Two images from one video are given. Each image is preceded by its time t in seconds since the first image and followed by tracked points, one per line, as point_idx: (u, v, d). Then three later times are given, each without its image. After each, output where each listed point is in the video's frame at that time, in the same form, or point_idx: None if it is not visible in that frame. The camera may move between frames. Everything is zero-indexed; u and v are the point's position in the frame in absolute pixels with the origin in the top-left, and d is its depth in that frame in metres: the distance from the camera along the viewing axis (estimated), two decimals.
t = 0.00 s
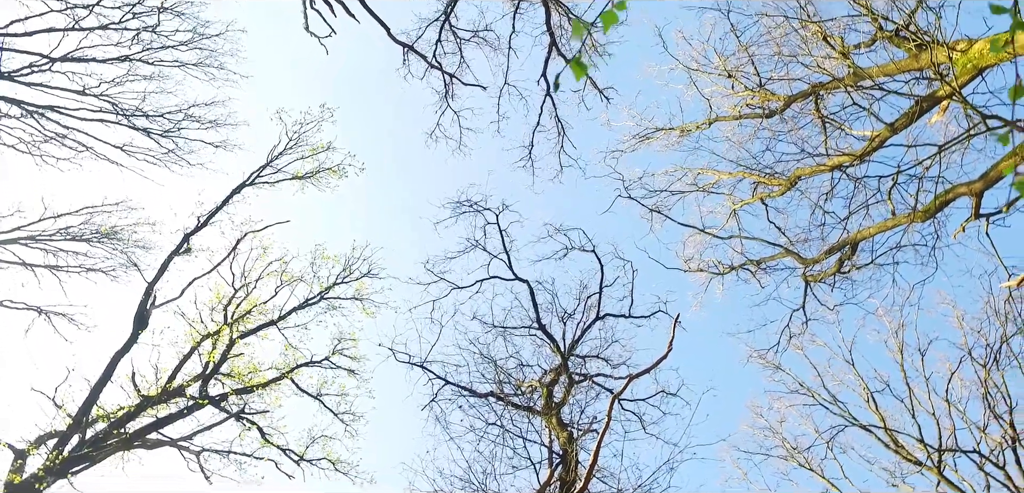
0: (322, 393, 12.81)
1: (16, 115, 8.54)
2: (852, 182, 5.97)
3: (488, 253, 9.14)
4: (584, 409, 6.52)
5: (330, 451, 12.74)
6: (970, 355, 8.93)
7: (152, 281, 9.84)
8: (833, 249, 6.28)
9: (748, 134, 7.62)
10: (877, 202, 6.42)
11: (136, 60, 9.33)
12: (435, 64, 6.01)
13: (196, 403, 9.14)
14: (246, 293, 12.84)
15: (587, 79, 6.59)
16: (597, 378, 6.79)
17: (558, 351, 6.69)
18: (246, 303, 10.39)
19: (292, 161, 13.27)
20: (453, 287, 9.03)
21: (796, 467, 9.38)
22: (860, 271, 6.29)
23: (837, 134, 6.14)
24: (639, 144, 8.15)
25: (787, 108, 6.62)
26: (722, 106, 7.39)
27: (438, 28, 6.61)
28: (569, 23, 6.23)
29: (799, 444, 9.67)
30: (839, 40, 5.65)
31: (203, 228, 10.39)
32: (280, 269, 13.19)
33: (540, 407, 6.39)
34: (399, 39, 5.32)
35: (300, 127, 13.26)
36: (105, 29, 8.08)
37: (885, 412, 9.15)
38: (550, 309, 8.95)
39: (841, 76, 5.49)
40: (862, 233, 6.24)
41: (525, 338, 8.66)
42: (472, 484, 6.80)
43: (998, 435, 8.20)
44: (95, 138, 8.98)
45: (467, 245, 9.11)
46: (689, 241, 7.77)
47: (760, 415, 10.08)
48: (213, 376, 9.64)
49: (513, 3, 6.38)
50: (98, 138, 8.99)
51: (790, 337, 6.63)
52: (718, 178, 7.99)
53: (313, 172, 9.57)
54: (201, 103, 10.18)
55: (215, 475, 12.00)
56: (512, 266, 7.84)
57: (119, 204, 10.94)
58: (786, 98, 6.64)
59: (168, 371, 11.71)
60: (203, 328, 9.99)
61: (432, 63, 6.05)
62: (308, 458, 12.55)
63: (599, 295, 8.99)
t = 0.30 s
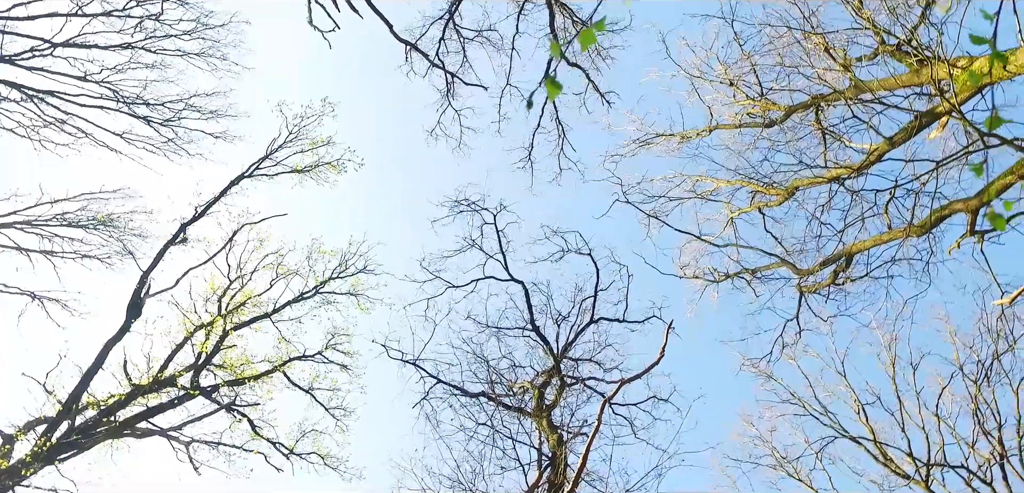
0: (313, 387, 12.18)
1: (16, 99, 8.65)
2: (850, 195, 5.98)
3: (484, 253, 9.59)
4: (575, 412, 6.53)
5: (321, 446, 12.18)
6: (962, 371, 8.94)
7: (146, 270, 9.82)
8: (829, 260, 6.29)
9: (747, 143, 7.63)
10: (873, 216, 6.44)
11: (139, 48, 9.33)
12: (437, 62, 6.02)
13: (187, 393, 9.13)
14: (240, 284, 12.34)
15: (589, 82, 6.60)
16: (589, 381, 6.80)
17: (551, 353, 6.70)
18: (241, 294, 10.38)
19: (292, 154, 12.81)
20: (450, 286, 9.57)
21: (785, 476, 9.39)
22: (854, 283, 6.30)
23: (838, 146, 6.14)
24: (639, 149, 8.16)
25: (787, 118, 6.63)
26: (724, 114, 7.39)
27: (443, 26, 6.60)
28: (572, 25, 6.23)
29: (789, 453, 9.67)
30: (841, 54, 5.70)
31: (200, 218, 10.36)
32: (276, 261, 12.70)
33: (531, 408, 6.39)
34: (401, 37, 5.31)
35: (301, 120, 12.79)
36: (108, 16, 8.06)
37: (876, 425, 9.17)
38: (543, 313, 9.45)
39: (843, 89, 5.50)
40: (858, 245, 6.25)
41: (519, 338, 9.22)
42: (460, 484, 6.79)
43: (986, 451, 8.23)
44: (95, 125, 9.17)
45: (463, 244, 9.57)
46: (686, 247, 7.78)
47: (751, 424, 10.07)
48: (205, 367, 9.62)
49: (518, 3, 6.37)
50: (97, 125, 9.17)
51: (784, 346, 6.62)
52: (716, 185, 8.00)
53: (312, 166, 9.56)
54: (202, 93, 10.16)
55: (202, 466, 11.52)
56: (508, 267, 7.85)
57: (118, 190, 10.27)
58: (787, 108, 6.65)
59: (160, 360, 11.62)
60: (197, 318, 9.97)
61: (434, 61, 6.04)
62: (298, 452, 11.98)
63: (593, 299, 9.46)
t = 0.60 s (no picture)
0: (305, 380, 12.07)
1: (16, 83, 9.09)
2: (848, 207, 5.99)
3: (479, 253, 9.11)
4: (566, 415, 6.52)
5: (311, 440, 12.11)
6: (953, 386, 8.96)
7: (142, 258, 9.80)
8: (824, 272, 6.30)
9: (747, 152, 7.63)
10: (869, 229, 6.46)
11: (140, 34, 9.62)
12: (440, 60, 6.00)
13: (178, 383, 9.11)
14: (235, 276, 12.33)
15: (592, 85, 6.59)
16: (581, 385, 6.80)
17: (543, 355, 6.70)
18: (236, 285, 10.37)
19: (292, 147, 12.84)
20: (443, 284, 9.09)
21: (773, 486, 9.40)
22: (848, 296, 6.31)
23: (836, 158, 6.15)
24: (639, 153, 8.16)
25: (787, 129, 6.65)
26: (724, 122, 7.40)
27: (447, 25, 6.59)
28: (576, 28, 6.22)
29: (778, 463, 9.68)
30: (844, 66, 5.70)
31: (197, 208, 10.35)
32: (272, 253, 12.59)
33: (522, 409, 6.39)
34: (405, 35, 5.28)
35: (302, 113, 12.82)
36: (112, 2, 8.04)
37: (865, 437, 9.19)
38: (537, 315, 8.96)
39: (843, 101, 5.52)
40: (853, 257, 6.26)
41: (511, 339, 8.74)
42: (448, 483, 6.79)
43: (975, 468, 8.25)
44: (93, 110, 9.53)
45: (459, 243, 9.12)
46: (682, 254, 7.79)
47: (741, 432, 10.08)
48: (197, 357, 9.60)
49: (522, 4, 6.36)
50: (95, 110, 9.54)
51: (776, 356, 6.63)
52: (714, 193, 8.01)
53: (312, 159, 9.53)
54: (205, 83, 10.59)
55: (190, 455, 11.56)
56: (504, 267, 7.83)
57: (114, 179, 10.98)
58: (788, 118, 6.67)
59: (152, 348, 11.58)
60: (191, 308, 9.95)
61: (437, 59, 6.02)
62: (287, 445, 11.92)
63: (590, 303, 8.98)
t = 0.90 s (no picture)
0: (297, 374, 12.44)
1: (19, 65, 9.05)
2: (844, 219, 5.98)
3: (476, 252, 9.16)
4: (556, 417, 6.53)
5: (299, 432, 12.37)
6: (942, 402, 8.98)
7: (137, 245, 9.78)
8: (818, 283, 6.30)
9: (746, 161, 7.64)
10: (864, 243, 6.48)
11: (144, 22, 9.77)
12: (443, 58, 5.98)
13: (169, 372, 9.09)
14: (230, 267, 12.46)
15: (594, 89, 6.59)
16: (573, 388, 6.80)
17: (536, 356, 6.70)
18: (231, 276, 10.35)
19: (291, 140, 13.00)
20: (439, 282, 9.04)
21: None
22: (842, 308, 6.31)
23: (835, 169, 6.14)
24: (638, 158, 8.17)
25: (787, 139, 6.65)
26: (725, 130, 7.40)
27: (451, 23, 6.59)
28: (580, 31, 6.22)
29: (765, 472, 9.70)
30: (845, 79, 5.68)
31: (195, 197, 10.34)
32: (267, 245, 12.83)
33: (512, 410, 6.39)
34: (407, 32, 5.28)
35: (302, 106, 12.92)
36: None
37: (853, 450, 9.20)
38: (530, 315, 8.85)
39: (843, 114, 5.51)
40: (848, 270, 6.27)
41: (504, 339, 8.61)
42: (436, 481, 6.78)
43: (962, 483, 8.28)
44: (95, 95, 9.61)
45: (456, 241, 9.16)
46: (678, 260, 7.79)
47: (730, 440, 10.09)
48: (189, 346, 9.59)
49: (527, 5, 6.34)
50: (97, 96, 9.62)
51: (768, 366, 6.64)
52: (712, 201, 8.02)
53: (311, 152, 9.51)
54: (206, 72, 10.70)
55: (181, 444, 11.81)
56: (500, 267, 7.82)
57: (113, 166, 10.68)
58: (788, 129, 6.67)
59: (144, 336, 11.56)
60: (185, 297, 9.94)
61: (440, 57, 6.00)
62: (277, 437, 12.15)
63: (586, 306, 8.75)
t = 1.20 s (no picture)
0: (288, 365, 12.16)
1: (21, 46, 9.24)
2: (840, 234, 6.00)
3: (471, 252, 8.91)
4: (544, 419, 6.54)
5: (288, 426, 12.02)
6: (931, 419, 9.00)
7: (132, 231, 9.75)
8: (811, 296, 6.32)
9: (745, 171, 7.65)
10: (859, 258, 6.50)
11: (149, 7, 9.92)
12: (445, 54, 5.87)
13: (159, 359, 9.07)
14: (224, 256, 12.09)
15: (595, 93, 6.60)
16: (563, 391, 6.81)
17: (527, 358, 6.71)
18: (226, 266, 10.33)
19: (291, 131, 12.56)
20: (432, 279, 8.87)
21: None
22: (833, 322, 6.33)
23: (833, 183, 6.16)
24: (638, 164, 8.17)
25: (786, 151, 6.66)
26: (725, 140, 7.41)
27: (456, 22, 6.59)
28: (584, 35, 6.22)
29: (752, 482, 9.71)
30: (847, 93, 5.70)
31: (193, 186, 10.32)
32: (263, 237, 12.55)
33: (501, 411, 6.39)
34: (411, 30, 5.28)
35: (303, 97, 12.52)
36: None
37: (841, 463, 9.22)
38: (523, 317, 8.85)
39: (843, 129, 5.53)
40: (842, 284, 6.29)
41: (496, 339, 8.66)
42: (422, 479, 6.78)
43: None
44: (95, 79, 9.89)
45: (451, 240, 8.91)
46: (674, 267, 7.80)
47: (719, 450, 10.10)
48: (181, 334, 9.56)
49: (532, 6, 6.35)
50: (97, 80, 9.90)
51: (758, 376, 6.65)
52: (710, 210, 8.03)
53: (310, 145, 9.48)
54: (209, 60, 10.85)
55: (167, 433, 11.42)
56: (495, 267, 7.80)
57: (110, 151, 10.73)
58: (787, 141, 6.68)
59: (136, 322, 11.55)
60: (178, 285, 9.92)
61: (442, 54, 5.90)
62: (264, 429, 11.85)
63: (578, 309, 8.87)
